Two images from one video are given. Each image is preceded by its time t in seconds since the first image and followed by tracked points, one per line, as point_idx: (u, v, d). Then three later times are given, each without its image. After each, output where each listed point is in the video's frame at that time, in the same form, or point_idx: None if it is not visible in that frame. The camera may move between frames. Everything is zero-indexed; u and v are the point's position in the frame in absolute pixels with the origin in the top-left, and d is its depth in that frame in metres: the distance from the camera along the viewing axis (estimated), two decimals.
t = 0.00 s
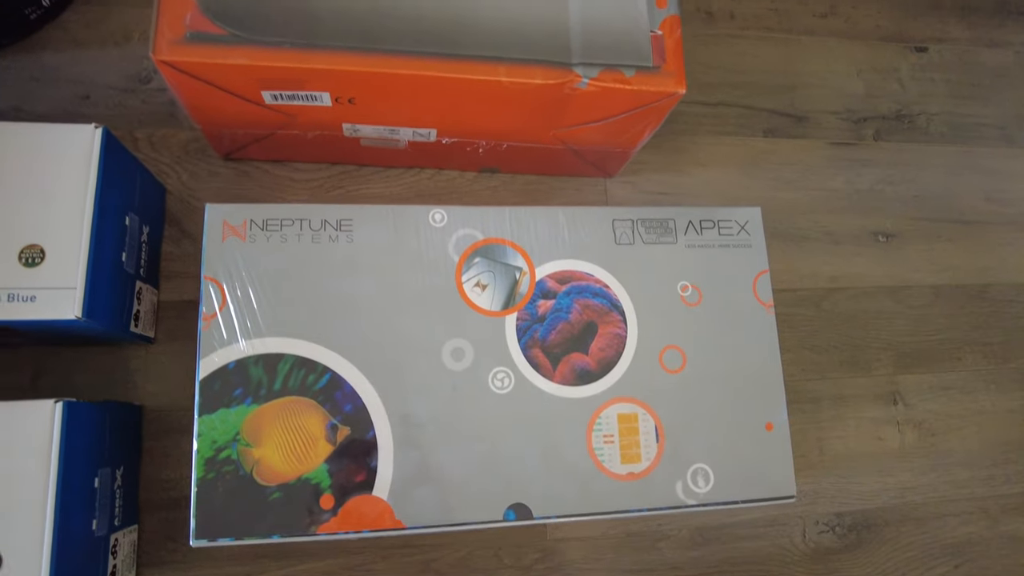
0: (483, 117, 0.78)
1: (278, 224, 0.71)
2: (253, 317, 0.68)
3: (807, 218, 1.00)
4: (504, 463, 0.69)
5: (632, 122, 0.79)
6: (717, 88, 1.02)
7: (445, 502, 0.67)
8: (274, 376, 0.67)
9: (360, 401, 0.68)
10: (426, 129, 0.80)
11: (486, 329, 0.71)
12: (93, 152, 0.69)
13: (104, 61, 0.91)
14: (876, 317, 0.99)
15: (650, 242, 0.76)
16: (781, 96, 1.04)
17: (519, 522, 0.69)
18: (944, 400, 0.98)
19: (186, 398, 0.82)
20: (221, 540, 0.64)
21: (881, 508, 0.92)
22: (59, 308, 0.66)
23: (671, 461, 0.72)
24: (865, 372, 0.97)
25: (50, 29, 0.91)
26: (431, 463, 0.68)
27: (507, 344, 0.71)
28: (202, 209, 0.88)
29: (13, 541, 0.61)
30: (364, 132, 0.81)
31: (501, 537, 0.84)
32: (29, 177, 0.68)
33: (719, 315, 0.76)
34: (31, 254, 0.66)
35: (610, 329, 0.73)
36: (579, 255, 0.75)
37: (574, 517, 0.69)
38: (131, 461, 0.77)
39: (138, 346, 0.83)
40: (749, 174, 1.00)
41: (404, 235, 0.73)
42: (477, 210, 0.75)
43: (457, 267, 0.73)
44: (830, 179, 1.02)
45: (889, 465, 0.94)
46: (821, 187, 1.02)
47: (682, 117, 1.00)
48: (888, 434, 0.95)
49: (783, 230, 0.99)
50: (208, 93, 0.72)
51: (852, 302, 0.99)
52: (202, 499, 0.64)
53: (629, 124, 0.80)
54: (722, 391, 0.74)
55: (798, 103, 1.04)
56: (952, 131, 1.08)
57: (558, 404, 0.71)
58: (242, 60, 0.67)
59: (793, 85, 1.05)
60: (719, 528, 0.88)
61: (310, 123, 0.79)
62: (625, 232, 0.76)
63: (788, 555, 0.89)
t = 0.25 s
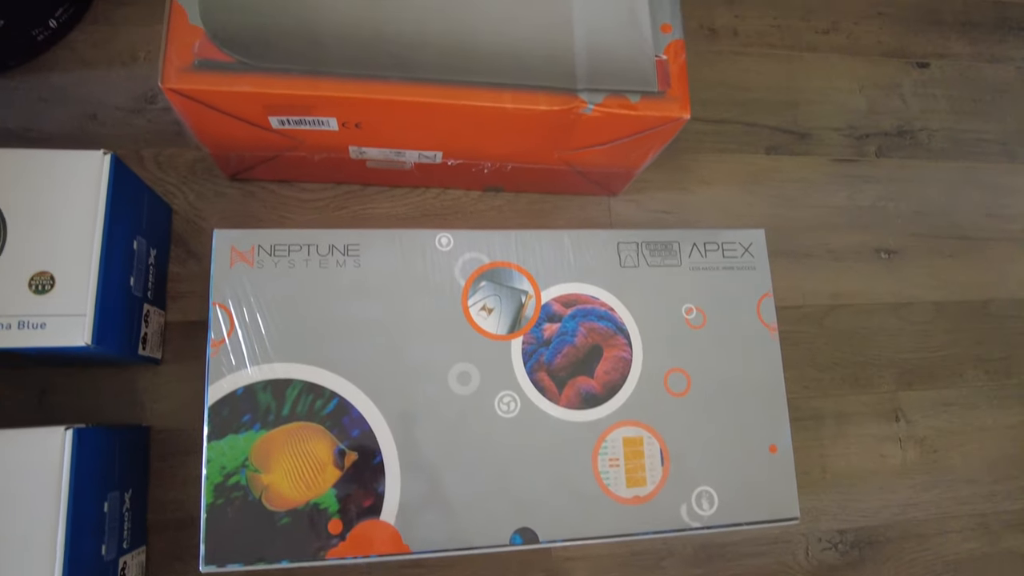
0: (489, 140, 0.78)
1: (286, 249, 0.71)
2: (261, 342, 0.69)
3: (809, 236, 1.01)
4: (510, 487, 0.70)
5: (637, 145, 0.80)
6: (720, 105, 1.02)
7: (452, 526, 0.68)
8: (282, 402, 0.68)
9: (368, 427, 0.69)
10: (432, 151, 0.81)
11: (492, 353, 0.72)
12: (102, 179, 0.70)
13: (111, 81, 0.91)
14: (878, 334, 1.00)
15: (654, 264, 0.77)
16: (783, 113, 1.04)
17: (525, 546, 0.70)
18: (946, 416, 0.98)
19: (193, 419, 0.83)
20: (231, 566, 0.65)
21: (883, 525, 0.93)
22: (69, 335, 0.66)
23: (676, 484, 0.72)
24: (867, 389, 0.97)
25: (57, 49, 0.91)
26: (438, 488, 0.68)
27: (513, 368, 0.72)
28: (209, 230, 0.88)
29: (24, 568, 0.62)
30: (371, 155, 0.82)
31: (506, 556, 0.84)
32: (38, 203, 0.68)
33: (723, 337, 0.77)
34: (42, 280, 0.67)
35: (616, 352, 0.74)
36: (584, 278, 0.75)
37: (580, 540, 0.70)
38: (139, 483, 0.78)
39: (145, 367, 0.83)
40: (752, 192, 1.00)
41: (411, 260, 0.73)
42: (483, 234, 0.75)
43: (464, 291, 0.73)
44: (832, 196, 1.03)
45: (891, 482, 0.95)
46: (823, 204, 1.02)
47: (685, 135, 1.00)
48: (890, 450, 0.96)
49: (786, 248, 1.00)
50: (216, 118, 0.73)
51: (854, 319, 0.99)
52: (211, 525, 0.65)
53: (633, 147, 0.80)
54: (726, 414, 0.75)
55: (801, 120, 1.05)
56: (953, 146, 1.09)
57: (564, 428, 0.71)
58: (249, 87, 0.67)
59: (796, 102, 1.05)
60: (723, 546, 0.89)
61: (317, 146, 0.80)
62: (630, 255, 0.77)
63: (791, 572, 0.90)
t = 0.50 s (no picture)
0: (493, 171, 0.78)
1: (291, 283, 0.71)
2: (265, 377, 0.69)
3: (811, 259, 1.01)
4: (513, 521, 0.70)
5: (640, 175, 0.80)
6: (721, 127, 1.03)
7: (456, 560, 0.68)
8: (287, 437, 0.68)
9: (372, 461, 0.69)
10: (435, 181, 0.81)
11: (496, 386, 0.72)
12: (106, 213, 0.70)
13: (114, 108, 0.92)
14: (879, 357, 1.00)
15: (657, 295, 0.77)
16: (786, 135, 1.04)
17: None
18: (947, 439, 0.99)
19: (197, 448, 0.83)
20: None
21: (885, 549, 0.94)
22: (75, 371, 0.67)
23: (679, 516, 0.73)
24: (869, 413, 0.98)
25: (61, 75, 0.92)
26: (442, 522, 0.69)
27: (517, 402, 0.72)
28: (212, 257, 0.89)
29: None
30: (374, 184, 0.82)
31: None
32: (42, 238, 0.69)
33: (726, 368, 0.77)
34: (47, 316, 0.67)
35: (619, 384, 0.74)
36: (587, 309, 0.76)
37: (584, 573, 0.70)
38: (144, 513, 0.78)
39: (149, 396, 0.83)
40: (754, 215, 1.01)
41: (415, 293, 0.73)
42: (486, 265, 0.75)
43: (467, 323, 0.73)
44: (834, 218, 1.03)
45: (893, 505, 0.95)
46: (825, 226, 1.03)
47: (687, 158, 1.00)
48: (892, 473, 0.96)
49: (787, 271, 1.00)
50: (220, 153, 0.73)
51: (855, 342, 1.00)
52: (217, 560, 0.65)
53: (636, 177, 0.81)
54: (729, 444, 0.75)
55: (803, 142, 1.05)
56: (955, 167, 1.09)
57: (567, 461, 0.72)
58: (253, 124, 0.67)
59: (798, 123, 1.05)
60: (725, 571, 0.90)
61: (320, 176, 0.80)
62: (633, 285, 0.77)
63: None
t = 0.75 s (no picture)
0: (494, 202, 0.78)
1: (292, 317, 0.72)
2: (267, 412, 0.69)
3: (811, 282, 1.01)
4: (515, 555, 0.70)
5: (641, 205, 0.80)
6: (722, 150, 1.03)
7: None
8: (289, 472, 0.69)
9: (374, 496, 0.69)
10: (436, 211, 0.81)
11: (498, 419, 0.72)
12: (107, 249, 0.70)
13: (114, 135, 0.92)
14: (880, 380, 1.00)
15: (658, 325, 0.77)
16: (786, 157, 1.04)
17: None
18: (948, 462, 0.99)
19: (199, 477, 0.84)
20: None
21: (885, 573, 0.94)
22: (76, 408, 0.67)
23: (680, 548, 0.73)
24: (870, 436, 0.98)
25: (61, 102, 0.92)
26: (445, 557, 0.69)
27: (519, 435, 0.72)
28: (213, 285, 0.89)
29: None
30: (375, 214, 0.82)
31: None
32: (44, 274, 0.69)
33: (726, 399, 0.77)
34: (49, 354, 0.67)
35: (620, 416, 0.74)
36: (589, 341, 0.76)
37: None
38: (146, 545, 0.79)
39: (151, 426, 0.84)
40: (754, 238, 1.01)
41: (416, 326, 0.73)
42: (488, 297, 0.75)
43: (468, 356, 0.73)
44: (834, 241, 1.03)
45: (894, 528, 0.96)
46: (825, 249, 1.03)
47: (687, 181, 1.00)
48: (893, 497, 0.97)
49: (787, 294, 1.00)
50: (221, 187, 0.73)
51: (856, 365, 1.00)
52: None
53: (637, 206, 0.81)
54: (730, 476, 0.75)
55: (803, 164, 1.05)
56: (956, 188, 1.09)
57: (569, 494, 0.72)
58: (254, 161, 0.67)
59: (798, 145, 1.05)
60: None
61: (321, 207, 0.80)
62: (634, 316, 0.77)
63: None
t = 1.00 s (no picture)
0: (500, 236, 0.78)
1: (299, 354, 0.72)
2: (275, 450, 0.69)
3: (816, 306, 1.02)
4: None
5: (646, 236, 0.80)
6: (725, 174, 1.03)
7: None
8: (296, 510, 0.69)
9: (382, 533, 0.69)
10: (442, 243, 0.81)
11: (505, 455, 0.72)
12: (113, 287, 0.70)
13: (118, 165, 0.92)
14: (884, 403, 1.00)
15: (664, 357, 0.77)
16: (790, 181, 1.05)
17: None
18: (954, 485, 0.99)
19: (205, 509, 0.84)
20: None
21: None
22: (84, 449, 0.67)
23: None
24: (875, 460, 0.98)
25: (65, 132, 0.92)
26: None
27: (526, 471, 0.72)
28: (219, 316, 0.89)
29: None
30: (380, 245, 0.82)
31: None
32: (51, 314, 0.69)
33: (733, 431, 0.77)
34: (56, 394, 0.67)
35: (628, 450, 0.74)
36: (595, 374, 0.76)
37: None
38: None
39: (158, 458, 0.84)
40: (758, 262, 1.01)
41: (422, 361, 0.73)
42: (494, 331, 0.75)
43: (475, 391, 0.73)
44: (838, 264, 1.03)
45: (900, 553, 0.96)
46: (829, 272, 1.03)
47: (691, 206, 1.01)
48: (898, 521, 0.97)
49: (792, 318, 1.00)
50: (227, 224, 0.73)
51: (861, 389, 1.00)
52: None
53: (643, 238, 0.81)
54: (738, 509, 0.75)
55: (807, 187, 1.05)
56: (959, 209, 1.09)
57: (576, 529, 0.72)
58: (257, 201, 0.66)
59: (802, 168, 1.05)
60: None
61: (327, 240, 0.80)
62: (640, 349, 0.77)
63: None
